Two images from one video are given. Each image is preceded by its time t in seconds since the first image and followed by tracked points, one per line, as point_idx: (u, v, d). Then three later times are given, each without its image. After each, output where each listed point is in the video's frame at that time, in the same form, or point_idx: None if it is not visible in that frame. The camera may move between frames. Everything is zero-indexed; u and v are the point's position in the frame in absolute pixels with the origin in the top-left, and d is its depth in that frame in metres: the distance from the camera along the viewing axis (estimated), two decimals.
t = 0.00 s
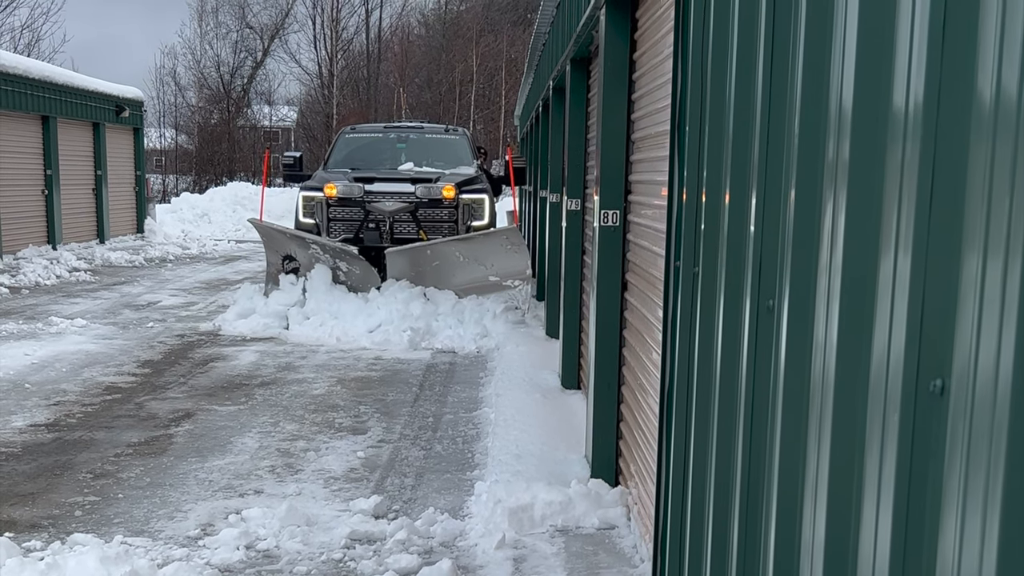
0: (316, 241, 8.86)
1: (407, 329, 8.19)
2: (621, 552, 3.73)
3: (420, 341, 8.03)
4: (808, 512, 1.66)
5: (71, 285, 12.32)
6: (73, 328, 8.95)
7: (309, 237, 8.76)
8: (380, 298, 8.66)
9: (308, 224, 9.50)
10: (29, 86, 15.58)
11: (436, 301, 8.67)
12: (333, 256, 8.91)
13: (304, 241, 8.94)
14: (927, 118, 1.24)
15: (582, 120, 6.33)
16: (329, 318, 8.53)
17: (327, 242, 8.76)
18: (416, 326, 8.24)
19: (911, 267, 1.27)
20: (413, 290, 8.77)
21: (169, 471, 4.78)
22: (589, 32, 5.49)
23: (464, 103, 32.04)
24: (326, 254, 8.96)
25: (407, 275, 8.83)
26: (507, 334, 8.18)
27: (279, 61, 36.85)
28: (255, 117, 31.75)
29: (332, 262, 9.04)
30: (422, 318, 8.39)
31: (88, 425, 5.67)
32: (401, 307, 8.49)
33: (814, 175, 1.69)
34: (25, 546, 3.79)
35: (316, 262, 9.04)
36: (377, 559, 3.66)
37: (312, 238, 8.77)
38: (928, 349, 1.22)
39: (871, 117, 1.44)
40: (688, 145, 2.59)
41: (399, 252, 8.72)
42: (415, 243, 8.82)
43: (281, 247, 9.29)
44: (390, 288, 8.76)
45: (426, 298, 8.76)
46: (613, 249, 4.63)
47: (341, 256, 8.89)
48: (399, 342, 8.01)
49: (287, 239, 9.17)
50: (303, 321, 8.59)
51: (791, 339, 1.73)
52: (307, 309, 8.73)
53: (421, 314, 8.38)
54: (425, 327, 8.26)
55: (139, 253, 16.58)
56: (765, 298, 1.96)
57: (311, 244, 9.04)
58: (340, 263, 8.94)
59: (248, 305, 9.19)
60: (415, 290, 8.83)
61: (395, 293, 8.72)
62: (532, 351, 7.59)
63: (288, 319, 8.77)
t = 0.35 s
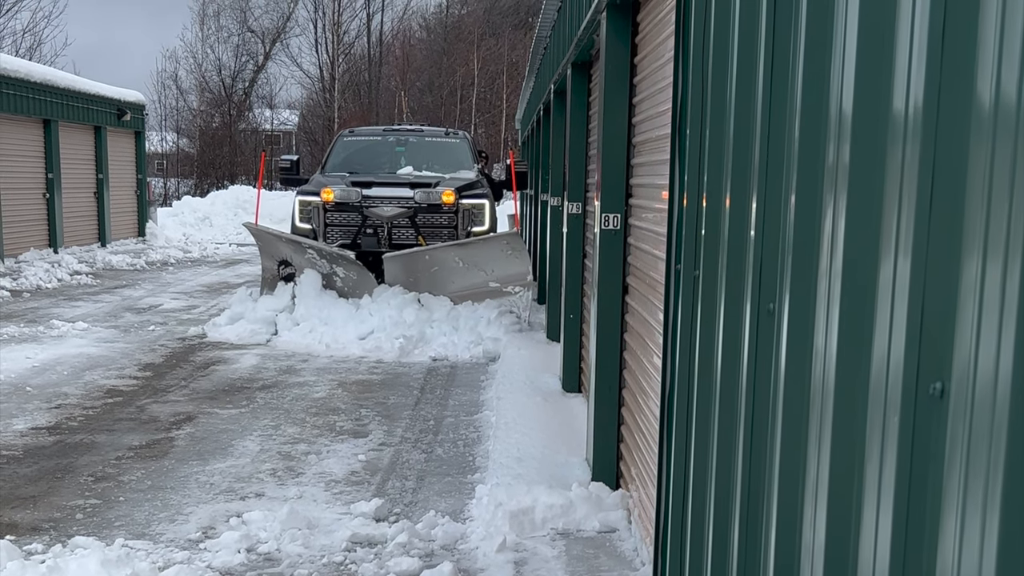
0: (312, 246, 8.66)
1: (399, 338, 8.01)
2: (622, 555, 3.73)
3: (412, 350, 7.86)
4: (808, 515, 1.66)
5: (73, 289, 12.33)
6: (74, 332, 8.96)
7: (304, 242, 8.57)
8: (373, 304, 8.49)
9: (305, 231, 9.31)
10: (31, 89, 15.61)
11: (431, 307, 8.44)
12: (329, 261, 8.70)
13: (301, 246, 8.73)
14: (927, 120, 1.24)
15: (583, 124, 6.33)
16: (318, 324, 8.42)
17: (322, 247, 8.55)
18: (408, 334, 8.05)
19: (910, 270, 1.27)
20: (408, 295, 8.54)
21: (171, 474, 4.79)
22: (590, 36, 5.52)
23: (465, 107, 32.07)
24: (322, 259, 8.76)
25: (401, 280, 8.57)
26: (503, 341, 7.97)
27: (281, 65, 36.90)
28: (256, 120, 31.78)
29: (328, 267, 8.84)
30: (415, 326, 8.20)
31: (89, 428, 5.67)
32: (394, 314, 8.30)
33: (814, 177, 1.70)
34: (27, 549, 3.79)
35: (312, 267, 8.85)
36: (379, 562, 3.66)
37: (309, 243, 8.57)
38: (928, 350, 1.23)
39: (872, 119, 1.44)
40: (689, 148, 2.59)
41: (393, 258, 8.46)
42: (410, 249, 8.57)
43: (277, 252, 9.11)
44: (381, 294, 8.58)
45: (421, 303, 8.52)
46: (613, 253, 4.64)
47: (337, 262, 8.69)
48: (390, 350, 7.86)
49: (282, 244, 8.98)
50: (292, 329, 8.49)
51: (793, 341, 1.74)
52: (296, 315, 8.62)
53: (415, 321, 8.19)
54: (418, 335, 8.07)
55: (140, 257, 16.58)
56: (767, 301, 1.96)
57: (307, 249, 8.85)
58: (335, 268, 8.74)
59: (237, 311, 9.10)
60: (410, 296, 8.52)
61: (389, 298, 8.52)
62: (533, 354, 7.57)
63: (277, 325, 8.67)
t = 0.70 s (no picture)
0: (310, 251, 8.48)
1: (391, 344, 7.92)
2: (623, 557, 3.74)
3: (404, 356, 7.76)
4: (807, 515, 1.66)
5: (74, 292, 12.34)
6: (75, 335, 8.97)
7: (302, 246, 8.40)
8: (365, 311, 8.40)
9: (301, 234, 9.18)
10: (33, 93, 15.63)
11: (424, 314, 8.34)
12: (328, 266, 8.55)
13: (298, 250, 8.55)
14: (924, 122, 1.25)
15: (584, 127, 6.35)
16: (308, 330, 8.32)
17: (321, 251, 8.39)
18: (401, 341, 7.96)
19: (907, 273, 1.28)
20: (401, 301, 8.45)
21: (172, 477, 4.79)
22: (590, 39, 5.53)
23: (466, 110, 32.09)
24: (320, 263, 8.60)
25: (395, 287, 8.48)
26: (496, 347, 7.86)
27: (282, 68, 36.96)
28: (257, 123, 31.82)
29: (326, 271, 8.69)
30: (408, 332, 8.10)
31: (90, 431, 5.67)
32: (387, 321, 8.21)
33: (812, 179, 1.70)
34: (28, 552, 3.80)
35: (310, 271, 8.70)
36: (380, 565, 3.66)
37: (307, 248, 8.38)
38: (926, 350, 1.23)
39: (869, 121, 1.45)
40: (689, 150, 2.60)
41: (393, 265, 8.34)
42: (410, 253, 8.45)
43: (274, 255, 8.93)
44: (372, 300, 8.49)
45: (413, 309, 8.40)
46: (613, 256, 4.64)
47: (336, 266, 8.54)
48: (382, 356, 7.76)
49: (278, 247, 8.78)
50: (281, 334, 8.38)
51: (792, 342, 1.74)
52: (285, 321, 8.50)
53: (408, 328, 8.10)
54: (411, 341, 7.97)
55: (142, 261, 16.60)
56: (766, 303, 1.97)
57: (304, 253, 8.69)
58: (334, 273, 8.60)
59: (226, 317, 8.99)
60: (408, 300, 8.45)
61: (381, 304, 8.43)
62: (533, 357, 7.58)
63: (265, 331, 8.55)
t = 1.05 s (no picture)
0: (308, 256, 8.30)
1: (384, 350, 7.78)
2: (624, 559, 3.75)
3: (396, 363, 7.60)
4: (807, 519, 1.67)
5: (76, 295, 12.36)
6: (77, 338, 8.98)
7: (301, 251, 8.22)
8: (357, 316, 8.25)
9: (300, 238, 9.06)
10: (34, 96, 15.66)
11: (419, 319, 8.15)
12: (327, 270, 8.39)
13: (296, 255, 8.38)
14: (924, 123, 1.25)
15: (585, 129, 6.36)
16: (297, 335, 8.23)
17: (321, 257, 8.20)
18: (394, 347, 7.81)
19: (906, 274, 1.28)
20: (394, 306, 8.27)
21: (173, 480, 4.80)
22: (591, 42, 5.55)
23: (467, 112, 32.08)
24: (319, 267, 8.44)
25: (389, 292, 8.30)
26: (491, 353, 7.68)
27: (283, 71, 37.02)
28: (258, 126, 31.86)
29: (325, 275, 8.53)
30: (401, 338, 7.94)
31: (91, 434, 5.68)
32: (379, 326, 8.05)
33: (812, 180, 1.71)
34: (30, 555, 3.80)
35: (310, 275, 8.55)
36: (381, 567, 3.66)
37: (304, 253, 8.22)
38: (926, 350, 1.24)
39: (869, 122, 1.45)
40: (689, 151, 2.60)
41: (393, 268, 8.13)
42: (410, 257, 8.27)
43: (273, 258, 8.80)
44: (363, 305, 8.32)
45: (407, 314, 8.23)
46: (613, 259, 4.66)
47: (335, 270, 8.38)
48: (373, 363, 7.62)
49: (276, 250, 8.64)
50: (270, 339, 8.31)
51: (793, 342, 1.74)
52: (274, 326, 8.45)
53: (400, 334, 7.94)
54: (404, 347, 7.82)
55: (143, 263, 16.61)
56: (766, 305, 1.97)
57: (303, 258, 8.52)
58: (333, 278, 8.43)
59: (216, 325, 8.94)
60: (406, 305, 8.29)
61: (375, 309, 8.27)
62: (533, 359, 7.55)
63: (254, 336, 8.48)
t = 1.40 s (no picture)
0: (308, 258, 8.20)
1: (375, 356, 7.64)
2: (626, 560, 3.74)
3: (388, 368, 7.46)
4: (809, 521, 1.67)
5: (77, 297, 12.37)
6: (78, 340, 8.98)
7: (302, 253, 8.13)
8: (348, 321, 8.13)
9: (300, 240, 9.04)
10: (35, 98, 15.68)
11: (411, 323, 8.02)
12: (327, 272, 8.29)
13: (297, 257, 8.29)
14: (925, 124, 1.26)
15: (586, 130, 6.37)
16: (286, 339, 8.15)
17: (322, 260, 8.10)
18: (386, 352, 7.67)
19: (909, 274, 1.28)
20: (385, 310, 8.14)
21: (175, 481, 4.80)
22: (592, 43, 5.56)
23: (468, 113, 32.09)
24: (319, 269, 8.34)
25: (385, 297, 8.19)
26: (485, 358, 7.55)
27: (284, 73, 37.03)
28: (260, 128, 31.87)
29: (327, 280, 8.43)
30: (392, 342, 7.81)
31: (94, 436, 5.68)
32: (371, 330, 7.93)
33: (814, 181, 1.71)
34: (32, 557, 3.80)
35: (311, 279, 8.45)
36: (382, 568, 3.66)
37: (303, 254, 8.12)
38: (927, 348, 1.24)
39: (870, 123, 1.46)
40: (691, 153, 2.61)
41: (399, 270, 8.06)
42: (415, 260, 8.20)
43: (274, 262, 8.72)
44: (356, 308, 8.21)
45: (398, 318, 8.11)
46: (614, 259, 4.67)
47: (335, 274, 8.28)
48: (365, 369, 7.48)
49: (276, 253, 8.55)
50: (260, 343, 8.23)
51: (794, 343, 1.74)
52: (262, 330, 8.38)
53: (392, 338, 7.80)
54: (396, 352, 7.68)
55: (145, 265, 16.62)
56: (767, 306, 1.97)
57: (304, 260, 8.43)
58: (334, 282, 8.33)
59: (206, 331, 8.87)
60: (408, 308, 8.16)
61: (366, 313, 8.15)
62: (534, 360, 7.54)
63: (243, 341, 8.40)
